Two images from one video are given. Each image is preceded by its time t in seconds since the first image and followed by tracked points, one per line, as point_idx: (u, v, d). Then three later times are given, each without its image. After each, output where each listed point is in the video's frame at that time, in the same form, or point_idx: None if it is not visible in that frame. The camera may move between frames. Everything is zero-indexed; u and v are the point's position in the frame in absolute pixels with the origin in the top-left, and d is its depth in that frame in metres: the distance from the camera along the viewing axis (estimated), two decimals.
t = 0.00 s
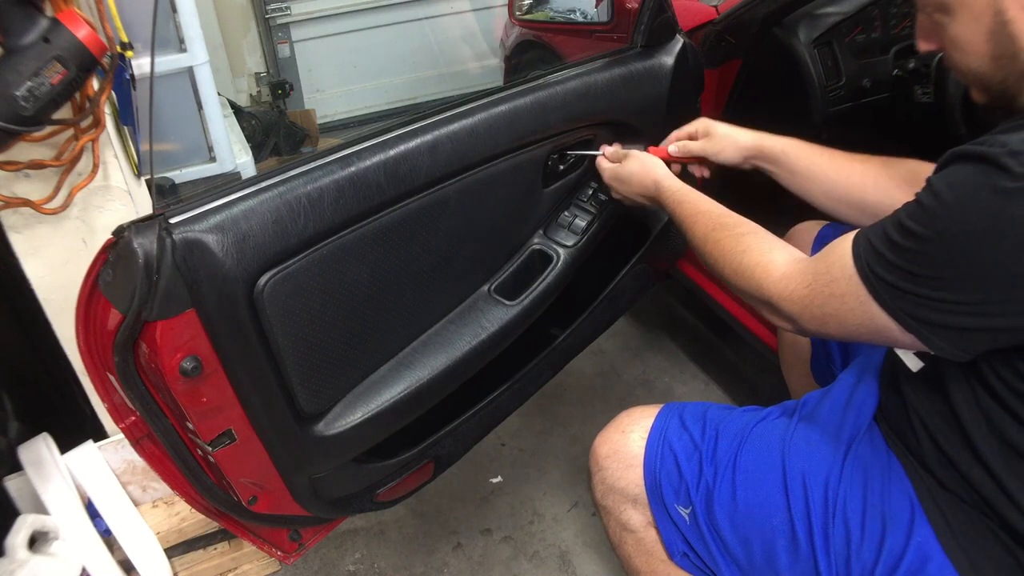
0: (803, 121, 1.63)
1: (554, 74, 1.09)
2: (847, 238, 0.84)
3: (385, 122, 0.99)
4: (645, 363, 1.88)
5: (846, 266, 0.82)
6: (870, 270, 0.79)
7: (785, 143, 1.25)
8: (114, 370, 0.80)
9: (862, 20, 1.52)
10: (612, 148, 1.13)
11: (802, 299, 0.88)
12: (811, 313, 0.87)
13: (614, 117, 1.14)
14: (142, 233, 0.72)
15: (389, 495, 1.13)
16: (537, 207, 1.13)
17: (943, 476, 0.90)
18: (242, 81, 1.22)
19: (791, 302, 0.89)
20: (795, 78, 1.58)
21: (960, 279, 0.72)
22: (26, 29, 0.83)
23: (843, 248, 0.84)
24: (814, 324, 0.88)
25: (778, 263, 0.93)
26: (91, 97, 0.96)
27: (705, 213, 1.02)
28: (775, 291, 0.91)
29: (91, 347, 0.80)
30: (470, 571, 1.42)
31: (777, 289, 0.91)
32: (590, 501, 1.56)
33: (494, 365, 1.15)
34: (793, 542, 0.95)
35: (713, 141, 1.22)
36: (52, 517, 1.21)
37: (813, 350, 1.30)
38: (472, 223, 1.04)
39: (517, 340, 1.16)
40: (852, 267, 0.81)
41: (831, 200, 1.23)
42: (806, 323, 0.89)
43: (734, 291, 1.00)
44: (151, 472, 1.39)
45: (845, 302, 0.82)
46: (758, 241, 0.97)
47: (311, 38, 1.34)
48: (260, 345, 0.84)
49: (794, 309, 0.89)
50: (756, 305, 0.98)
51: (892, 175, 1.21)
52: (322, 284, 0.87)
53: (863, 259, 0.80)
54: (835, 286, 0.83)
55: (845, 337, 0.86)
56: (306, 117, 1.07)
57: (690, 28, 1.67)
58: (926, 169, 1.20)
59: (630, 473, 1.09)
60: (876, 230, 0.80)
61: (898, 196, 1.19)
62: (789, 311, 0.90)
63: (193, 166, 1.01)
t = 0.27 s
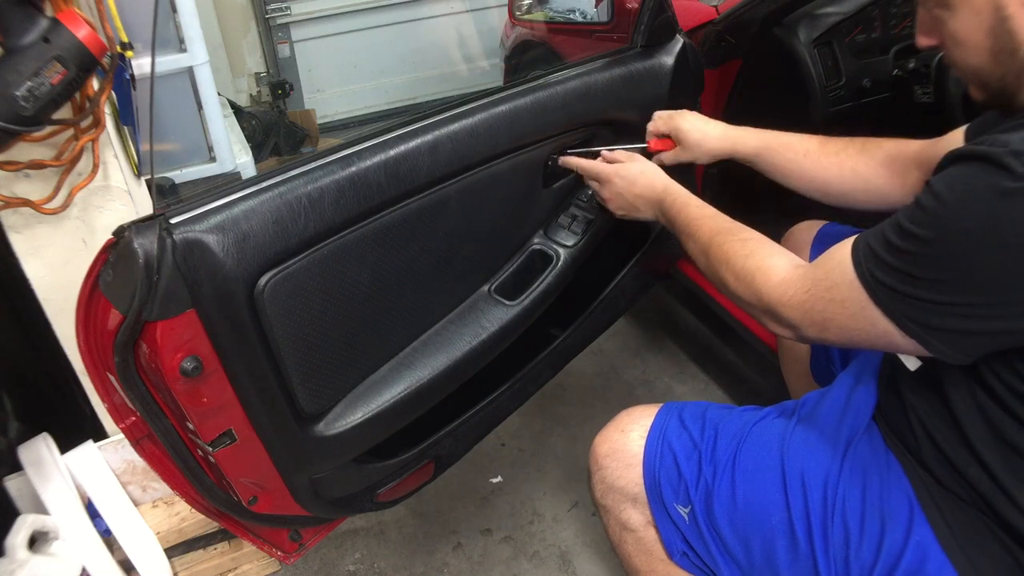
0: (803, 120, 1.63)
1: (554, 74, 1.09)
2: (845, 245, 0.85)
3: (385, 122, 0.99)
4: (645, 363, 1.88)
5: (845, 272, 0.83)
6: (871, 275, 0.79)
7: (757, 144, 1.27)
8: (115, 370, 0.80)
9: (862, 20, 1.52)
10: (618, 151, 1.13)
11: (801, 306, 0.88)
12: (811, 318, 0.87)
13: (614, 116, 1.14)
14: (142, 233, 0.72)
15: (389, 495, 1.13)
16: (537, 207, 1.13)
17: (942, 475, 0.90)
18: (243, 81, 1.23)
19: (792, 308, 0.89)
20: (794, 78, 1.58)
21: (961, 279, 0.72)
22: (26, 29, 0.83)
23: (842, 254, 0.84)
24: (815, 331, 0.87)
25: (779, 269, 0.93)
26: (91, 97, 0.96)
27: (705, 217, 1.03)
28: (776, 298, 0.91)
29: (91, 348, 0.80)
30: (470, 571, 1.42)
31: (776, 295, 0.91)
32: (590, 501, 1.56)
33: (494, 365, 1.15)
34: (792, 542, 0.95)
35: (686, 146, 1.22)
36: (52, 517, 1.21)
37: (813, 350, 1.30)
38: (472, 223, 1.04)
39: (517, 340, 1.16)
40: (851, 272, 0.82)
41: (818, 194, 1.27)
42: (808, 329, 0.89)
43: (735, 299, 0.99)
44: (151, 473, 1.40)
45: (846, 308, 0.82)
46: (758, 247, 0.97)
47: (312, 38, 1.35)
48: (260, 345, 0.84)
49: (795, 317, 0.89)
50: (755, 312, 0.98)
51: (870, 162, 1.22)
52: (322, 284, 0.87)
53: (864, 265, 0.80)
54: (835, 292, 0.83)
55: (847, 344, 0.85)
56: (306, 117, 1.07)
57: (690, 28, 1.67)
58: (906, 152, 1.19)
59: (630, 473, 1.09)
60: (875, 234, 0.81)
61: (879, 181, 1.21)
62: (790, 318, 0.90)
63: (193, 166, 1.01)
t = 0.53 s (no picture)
0: (803, 120, 1.63)
1: (554, 74, 1.09)
2: (841, 243, 0.85)
3: (385, 122, 0.99)
4: (644, 363, 1.88)
5: (840, 270, 0.83)
6: (865, 275, 0.79)
7: (752, 151, 1.27)
8: (115, 370, 0.80)
9: (862, 20, 1.52)
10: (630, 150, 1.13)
11: (795, 302, 0.88)
12: (805, 316, 0.87)
13: (614, 116, 1.14)
14: (142, 233, 0.72)
15: (389, 495, 1.13)
16: (537, 207, 1.13)
17: (940, 475, 0.90)
18: (242, 81, 1.22)
19: (786, 304, 0.89)
20: (795, 78, 1.58)
21: (955, 278, 0.72)
22: (26, 29, 0.83)
23: (838, 252, 0.84)
24: (809, 327, 0.88)
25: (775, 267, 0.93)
26: (91, 97, 0.96)
27: (704, 219, 1.03)
28: (771, 294, 0.91)
29: (91, 348, 0.80)
30: (470, 571, 1.42)
31: (771, 293, 0.91)
32: (590, 501, 1.56)
33: (494, 365, 1.15)
34: (792, 543, 0.95)
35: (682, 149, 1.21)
36: (52, 517, 1.21)
37: (812, 350, 1.30)
38: (472, 223, 1.04)
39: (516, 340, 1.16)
40: (846, 271, 0.82)
41: (815, 198, 1.28)
42: (802, 327, 0.89)
43: (731, 296, 1.00)
44: (151, 473, 1.40)
45: (839, 306, 0.82)
46: (756, 247, 0.97)
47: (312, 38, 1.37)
48: (260, 345, 0.84)
49: (789, 313, 0.89)
50: (751, 311, 0.98)
51: (865, 164, 1.22)
52: (322, 284, 0.87)
53: (858, 263, 0.80)
54: (829, 289, 0.83)
55: (839, 341, 0.86)
56: (306, 117, 1.07)
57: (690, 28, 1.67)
58: (902, 153, 1.20)
59: (629, 473, 1.09)
60: (870, 234, 0.81)
61: (876, 182, 1.22)
62: (785, 315, 0.90)
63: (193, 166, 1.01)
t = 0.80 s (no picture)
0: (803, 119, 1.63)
1: (554, 74, 1.09)
2: (838, 239, 0.85)
3: (384, 122, 0.99)
4: (644, 363, 1.88)
5: (837, 268, 0.83)
6: (862, 274, 0.79)
7: (749, 152, 1.27)
8: (114, 370, 0.80)
9: (862, 20, 1.52)
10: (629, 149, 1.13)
11: (792, 300, 0.88)
12: (802, 314, 0.87)
13: (614, 116, 1.14)
14: (141, 233, 0.72)
15: (389, 495, 1.13)
16: (537, 207, 1.13)
17: (938, 474, 0.90)
18: (242, 82, 1.21)
19: (783, 301, 0.89)
20: (795, 78, 1.57)
21: (951, 276, 0.72)
22: (26, 29, 0.83)
23: (834, 249, 0.84)
24: (805, 324, 0.88)
25: (772, 264, 0.93)
26: (91, 97, 0.96)
27: (700, 217, 1.03)
28: (767, 291, 0.91)
29: (91, 348, 0.80)
30: (470, 571, 1.42)
31: (767, 290, 0.91)
32: (590, 501, 1.56)
33: (494, 364, 1.15)
34: (791, 542, 0.95)
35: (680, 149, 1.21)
36: (52, 517, 1.21)
37: (812, 350, 1.30)
38: (472, 222, 1.04)
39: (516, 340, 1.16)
40: (842, 269, 0.82)
41: (812, 197, 1.27)
42: (798, 324, 0.89)
43: (728, 293, 1.00)
44: (151, 473, 1.40)
45: (835, 303, 0.83)
46: (753, 245, 0.97)
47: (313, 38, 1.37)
48: (259, 344, 0.84)
49: (786, 311, 0.89)
50: (749, 309, 0.98)
51: (861, 163, 1.22)
52: (321, 284, 0.87)
53: (853, 260, 0.80)
54: (825, 286, 0.83)
55: (835, 337, 0.86)
56: (306, 117, 1.07)
57: (690, 28, 1.68)
58: (898, 152, 1.20)
59: (629, 472, 1.09)
60: (866, 231, 0.81)
61: (872, 181, 1.22)
62: (781, 312, 0.90)
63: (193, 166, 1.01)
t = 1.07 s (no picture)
0: (803, 119, 1.63)
1: (554, 74, 1.09)
2: (839, 241, 0.85)
3: (385, 123, 0.99)
4: (644, 363, 1.88)
5: (838, 269, 0.83)
6: (863, 275, 0.79)
7: (748, 155, 1.26)
8: (114, 370, 0.80)
9: (862, 20, 1.52)
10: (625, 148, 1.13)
11: (792, 301, 0.88)
12: (801, 314, 0.87)
13: (614, 116, 1.14)
14: (142, 233, 0.72)
15: (389, 495, 1.13)
16: (537, 207, 1.13)
17: (939, 474, 0.90)
18: (242, 81, 1.21)
19: (782, 302, 0.89)
20: (795, 78, 1.57)
21: (952, 276, 0.72)
22: (26, 29, 0.83)
23: (835, 251, 0.84)
24: (805, 325, 0.88)
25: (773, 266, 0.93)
26: (91, 97, 0.96)
27: (700, 217, 1.03)
28: (768, 292, 0.91)
29: (91, 348, 0.80)
30: (470, 571, 1.42)
31: (767, 291, 0.91)
32: (590, 501, 1.56)
33: (494, 364, 1.15)
34: (791, 542, 0.95)
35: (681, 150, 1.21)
36: (52, 517, 1.21)
37: (811, 350, 1.30)
38: (473, 222, 1.04)
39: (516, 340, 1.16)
40: (844, 270, 0.82)
41: (810, 198, 1.27)
42: (798, 324, 0.89)
43: (727, 294, 1.00)
44: (151, 473, 1.40)
45: (837, 305, 0.83)
46: (752, 246, 0.97)
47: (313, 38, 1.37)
48: (260, 344, 0.84)
49: (787, 312, 0.89)
50: (749, 309, 0.98)
51: (859, 164, 1.22)
52: (321, 284, 0.87)
53: (855, 261, 0.80)
54: (826, 287, 0.83)
55: (836, 339, 0.86)
56: (306, 117, 1.08)
57: (690, 28, 1.67)
58: (895, 152, 1.20)
59: (629, 472, 1.09)
60: (866, 231, 0.81)
61: (870, 182, 1.22)
62: (781, 313, 0.90)
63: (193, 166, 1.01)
